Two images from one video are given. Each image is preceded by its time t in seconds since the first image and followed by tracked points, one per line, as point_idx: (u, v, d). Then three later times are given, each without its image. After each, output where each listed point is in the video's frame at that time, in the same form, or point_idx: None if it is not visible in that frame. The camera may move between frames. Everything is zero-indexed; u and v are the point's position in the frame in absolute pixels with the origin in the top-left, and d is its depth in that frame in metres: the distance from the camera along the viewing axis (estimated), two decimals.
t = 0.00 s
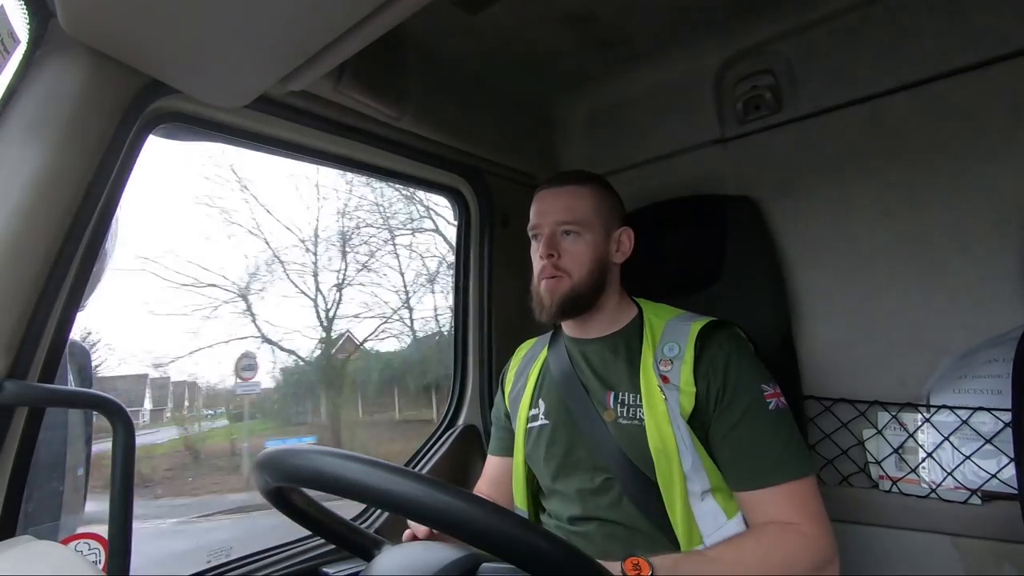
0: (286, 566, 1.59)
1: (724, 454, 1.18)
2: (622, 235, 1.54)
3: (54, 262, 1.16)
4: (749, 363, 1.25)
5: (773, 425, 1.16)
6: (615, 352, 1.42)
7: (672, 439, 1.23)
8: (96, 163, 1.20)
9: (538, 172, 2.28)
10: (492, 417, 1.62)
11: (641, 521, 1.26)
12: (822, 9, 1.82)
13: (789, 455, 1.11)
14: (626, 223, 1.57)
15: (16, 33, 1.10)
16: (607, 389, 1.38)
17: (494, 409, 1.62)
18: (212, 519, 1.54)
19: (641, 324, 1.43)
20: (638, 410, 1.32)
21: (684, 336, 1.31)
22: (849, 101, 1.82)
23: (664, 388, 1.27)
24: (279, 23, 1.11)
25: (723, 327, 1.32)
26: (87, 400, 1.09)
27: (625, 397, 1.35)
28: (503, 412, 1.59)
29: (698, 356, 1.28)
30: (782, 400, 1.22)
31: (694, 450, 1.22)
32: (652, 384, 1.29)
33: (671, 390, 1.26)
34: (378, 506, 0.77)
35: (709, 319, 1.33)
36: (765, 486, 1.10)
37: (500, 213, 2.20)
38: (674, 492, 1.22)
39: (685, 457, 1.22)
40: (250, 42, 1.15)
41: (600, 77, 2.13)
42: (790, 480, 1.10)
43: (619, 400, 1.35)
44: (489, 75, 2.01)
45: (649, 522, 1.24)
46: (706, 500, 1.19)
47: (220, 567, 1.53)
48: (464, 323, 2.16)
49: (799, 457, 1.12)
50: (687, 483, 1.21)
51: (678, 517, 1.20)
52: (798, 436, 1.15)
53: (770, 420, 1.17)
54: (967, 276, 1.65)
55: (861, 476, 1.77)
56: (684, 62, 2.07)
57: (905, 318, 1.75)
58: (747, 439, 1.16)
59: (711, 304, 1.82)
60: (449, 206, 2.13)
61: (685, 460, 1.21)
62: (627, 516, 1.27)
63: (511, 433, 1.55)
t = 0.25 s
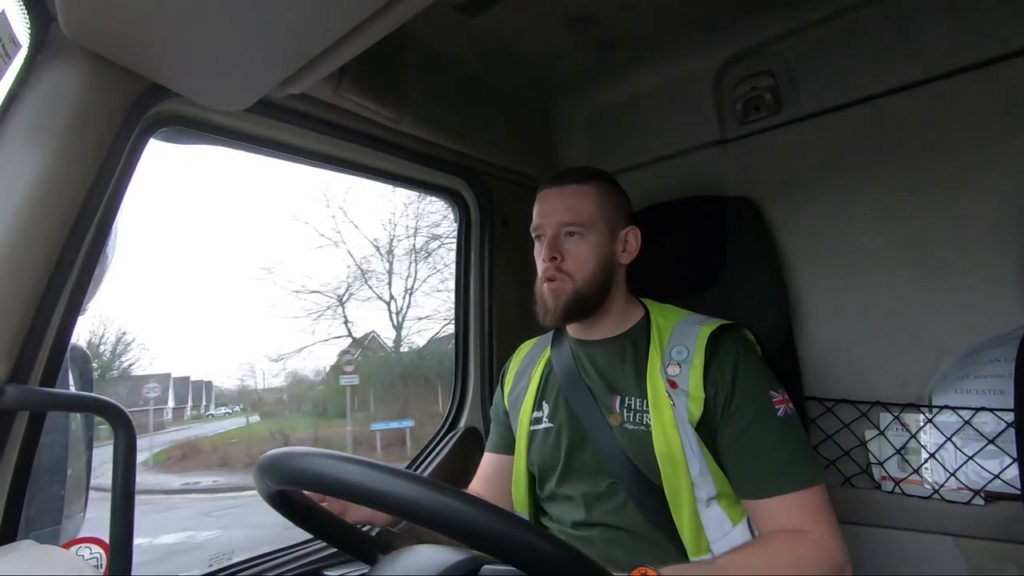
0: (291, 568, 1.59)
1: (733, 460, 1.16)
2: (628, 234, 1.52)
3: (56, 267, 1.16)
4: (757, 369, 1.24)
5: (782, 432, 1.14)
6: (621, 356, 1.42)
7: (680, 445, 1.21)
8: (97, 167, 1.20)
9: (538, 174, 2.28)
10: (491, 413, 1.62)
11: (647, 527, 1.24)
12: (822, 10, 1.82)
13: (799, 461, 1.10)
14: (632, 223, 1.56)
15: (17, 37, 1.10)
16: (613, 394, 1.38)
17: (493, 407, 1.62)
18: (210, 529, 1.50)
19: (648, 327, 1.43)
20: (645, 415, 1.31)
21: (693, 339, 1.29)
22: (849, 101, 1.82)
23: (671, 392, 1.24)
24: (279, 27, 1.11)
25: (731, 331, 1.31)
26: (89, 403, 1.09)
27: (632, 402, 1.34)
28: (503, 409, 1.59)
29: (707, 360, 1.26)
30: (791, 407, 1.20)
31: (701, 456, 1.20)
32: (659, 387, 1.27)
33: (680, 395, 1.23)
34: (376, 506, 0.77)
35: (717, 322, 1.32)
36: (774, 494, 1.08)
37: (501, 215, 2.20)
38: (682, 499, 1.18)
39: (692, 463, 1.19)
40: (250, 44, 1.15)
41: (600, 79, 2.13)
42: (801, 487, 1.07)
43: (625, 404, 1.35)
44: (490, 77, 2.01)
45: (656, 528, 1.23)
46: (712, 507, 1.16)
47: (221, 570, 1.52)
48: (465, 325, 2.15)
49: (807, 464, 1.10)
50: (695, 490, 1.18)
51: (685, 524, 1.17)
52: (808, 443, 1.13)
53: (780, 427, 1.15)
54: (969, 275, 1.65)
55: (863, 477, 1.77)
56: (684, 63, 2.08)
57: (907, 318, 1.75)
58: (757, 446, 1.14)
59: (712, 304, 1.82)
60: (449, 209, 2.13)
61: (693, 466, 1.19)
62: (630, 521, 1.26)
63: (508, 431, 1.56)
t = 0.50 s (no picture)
0: (297, 567, 1.62)
1: (736, 471, 1.16)
2: (626, 237, 1.51)
3: (56, 266, 1.16)
4: (757, 380, 1.22)
5: (783, 444, 1.13)
6: (619, 361, 1.41)
7: (679, 456, 1.21)
8: (97, 168, 1.20)
9: (538, 175, 2.28)
10: (486, 414, 1.61)
11: (648, 537, 1.24)
12: (822, 11, 1.82)
13: (803, 472, 1.08)
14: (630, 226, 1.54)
15: (17, 39, 1.10)
16: (610, 402, 1.37)
17: (488, 408, 1.61)
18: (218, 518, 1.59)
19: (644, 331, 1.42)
20: (644, 425, 1.30)
21: (691, 349, 1.27)
22: (850, 102, 1.82)
23: (671, 404, 1.24)
24: (278, 28, 1.11)
25: (730, 339, 1.29)
26: (88, 404, 1.09)
27: (630, 412, 1.33)
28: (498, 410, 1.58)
29: (706, 370, 1.24)
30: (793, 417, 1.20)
31: (701, 468, 1.20)
32: (657, 399, 1.26)
33: (679, 407, 1.23)
34: (372, 507, 0.77)
35: (716, 330, 1.29)
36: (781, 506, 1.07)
37: (501, 217, 2.20)
38: (683, 510, 1.19)
39: (692, 475, 1.20)
40: (250, 46, 1.15)
41: (600, 80, 2.13)
42: (806, 500, 1.06)
43: (624, 414, 1.33)
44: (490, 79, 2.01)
45: (658, 537, 1.22)
46: (711, 517, 1.18)
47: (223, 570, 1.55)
48: (465, 327, 2.15)
49: (811, 473, 1.09)
50: (695, 502, 1.19)
51: (689, 535, 1.18)
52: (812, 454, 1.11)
53: (781, 439, 1.14)
54: (969, 276, 1.65)
55: (863, 478, 1.77)
56: (684, 64, 2.08)
57: (907, 319, 1.75)
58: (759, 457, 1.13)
59: (712, 306, 1.82)
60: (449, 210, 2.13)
61: (693, 479, 1.19)
62: (629, 529, 1.26)
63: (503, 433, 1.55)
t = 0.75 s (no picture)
0: (293, 567, 1.60)
1: (749, 465, 1.18)
2: (617, 234, 1.50)
3: (57, 264, 1.16)
4: (759, 370, 1.24)
5: (787, 432, 1.15)
6: (619, 358, 1.40)
7: (684, 451, 1.20)
8: (98, 167, 1.20)
9: (539, 175, 2.28)
10: (487, 416, 1.61)
11: (653, 535, 1.22)
12: (823, 11, 1.82)
13: (810, 459, 1.12)
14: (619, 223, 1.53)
15: (18, 38, 1.10)
16: (612, 400, 1.35)
17: (489, 408, 1.61)
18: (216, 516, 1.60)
19: (643, 327, 1.41)
20: (647, 420, 1.29)
21: (691, 341, 1.28)
22: (850, 102, 1.82)
23: (673, 398, 1.24)
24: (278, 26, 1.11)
25: (729, 333, 1.30)
26: (87, 403, 1.09)
27: (633, 407, 1.32)
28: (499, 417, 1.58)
29: (707, 362, 1.26)
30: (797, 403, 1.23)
31: (705, 459, 1.21)
32: (659, 393, 1.26)
33: (682, 400, 1.24)
34: (371, 505, 0.77)
35: (715, 324, 1.31)
36: (797, 490, 1.10)
37: (501, 217, 2.20)
38: (691, 504, 1.18)
39: (697, 465, 1.20)
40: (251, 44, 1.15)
41: (601, 80, 2.13)
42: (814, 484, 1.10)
43: (626, 410, 1.32)
44: (491, 79, 2.01)
45: (660, 534, 1.21)
46: (716, 512, 1.19)
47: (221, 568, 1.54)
48: (465, 326, 2.16)
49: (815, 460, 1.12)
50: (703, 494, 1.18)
51: (698, 530, 1.16)
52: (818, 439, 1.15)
53: (784, 426, 1.16)
54: (970, 276, 1.65)
55: (863, 478, 1.77)
56: (685, 64, 2.07)
57: (908, 319, 1.74)
58: (766, 448, 1.15)
59: (713, 305, 1.81)
60: (449, 210, 2.14)
61: (698, 468, 1.19)
62: (634, 528, 1.24)
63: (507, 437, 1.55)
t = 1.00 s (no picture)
0: (289, 568, 1.59)
1: (750, 462, 1.18)
2: (615, 228, 1.51)
3: (58, 260, 1.16)
4: (764, 368, 1.24)
5: (791, 430, 1.16)
6: (625, 356, 1.40)
7: (688, 447, 1.20)
8: (99, 165, 1.21)
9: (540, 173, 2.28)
10: (489, 406, 1.61)
11: (654, 532, 1.22)
12: (823, 9, 1.82)
13: (813, 458, 1.12)
14: (619, 217, 1.54)
15: (20, 37, 1.10)
16: (616, 395, 1.35)
17: (491, 402, 1.61)
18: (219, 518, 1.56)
19: (649, 325, 1.42)
20: (650, 416, 1.29)
21: (696, 340, 1.29)
22: (851, 101, 1.82)
23: (677, 395, 1.25)
24: (278, 24, 1.11)
25: (733, 332, 1.31)
26: (87, 401, 1.09)
27: (636, 403, 1.32)
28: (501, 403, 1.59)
29: (712, 361, 1.26)
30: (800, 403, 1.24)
31: (708, 456, 1.20)
32: (663, 389, 1.27)
33: (686, 397, 1.24)
34: (373, 502, 0.77)
35: (719, 323, 1.32)
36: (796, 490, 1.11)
37: (502, 215, 2.20)
38: (693, 500, 1.18)
39: (700, 463, 1.19)
40: (252, 42, 1.15)
41: (602, 78, 2.14)
42: (815, 485, 1.10)
43: (629, 406, 1.32)
44: (492, 77, 2.02)
45: (663, 532, 1.21)
46: (717, 510, 1.19)
47: (223, 567, 1.53)
48: (465, 325, 2.15)
49: (819, 459, 1.12)
50: (706, 492, 1.18)
51: (700, 526, 1.16)
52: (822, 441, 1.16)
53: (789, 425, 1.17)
54: (970, 275, 1.65)
55: (864, 476, 1.77)
56: (685, 62, 2.07)
57: (909, 316, 1.75)
58: (769, 445, 1.16)
59: (714, 303, 1.81)
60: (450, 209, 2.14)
61: (701, 466, 1.19)
62: (635, 524, 1.24)
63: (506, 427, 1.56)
